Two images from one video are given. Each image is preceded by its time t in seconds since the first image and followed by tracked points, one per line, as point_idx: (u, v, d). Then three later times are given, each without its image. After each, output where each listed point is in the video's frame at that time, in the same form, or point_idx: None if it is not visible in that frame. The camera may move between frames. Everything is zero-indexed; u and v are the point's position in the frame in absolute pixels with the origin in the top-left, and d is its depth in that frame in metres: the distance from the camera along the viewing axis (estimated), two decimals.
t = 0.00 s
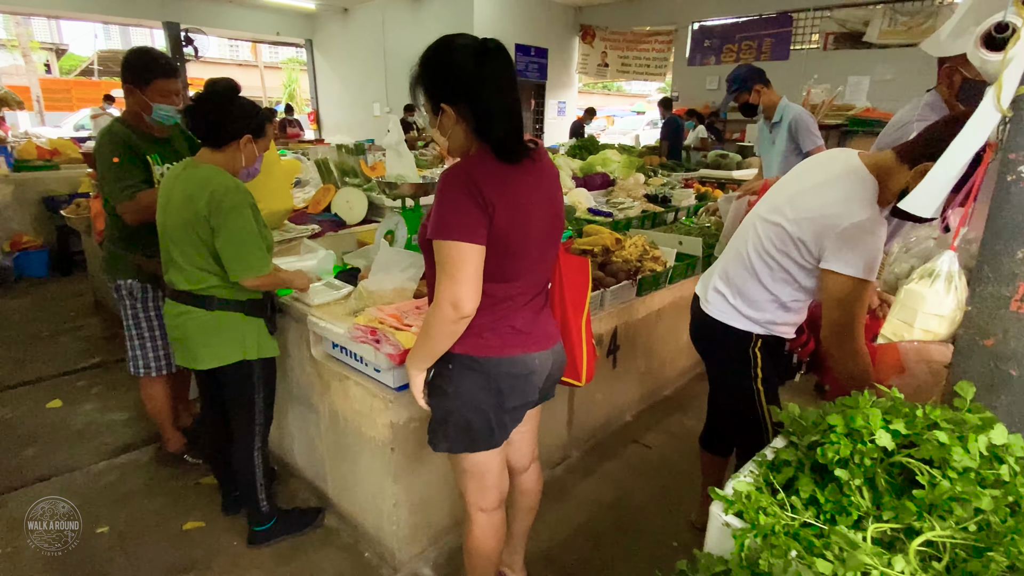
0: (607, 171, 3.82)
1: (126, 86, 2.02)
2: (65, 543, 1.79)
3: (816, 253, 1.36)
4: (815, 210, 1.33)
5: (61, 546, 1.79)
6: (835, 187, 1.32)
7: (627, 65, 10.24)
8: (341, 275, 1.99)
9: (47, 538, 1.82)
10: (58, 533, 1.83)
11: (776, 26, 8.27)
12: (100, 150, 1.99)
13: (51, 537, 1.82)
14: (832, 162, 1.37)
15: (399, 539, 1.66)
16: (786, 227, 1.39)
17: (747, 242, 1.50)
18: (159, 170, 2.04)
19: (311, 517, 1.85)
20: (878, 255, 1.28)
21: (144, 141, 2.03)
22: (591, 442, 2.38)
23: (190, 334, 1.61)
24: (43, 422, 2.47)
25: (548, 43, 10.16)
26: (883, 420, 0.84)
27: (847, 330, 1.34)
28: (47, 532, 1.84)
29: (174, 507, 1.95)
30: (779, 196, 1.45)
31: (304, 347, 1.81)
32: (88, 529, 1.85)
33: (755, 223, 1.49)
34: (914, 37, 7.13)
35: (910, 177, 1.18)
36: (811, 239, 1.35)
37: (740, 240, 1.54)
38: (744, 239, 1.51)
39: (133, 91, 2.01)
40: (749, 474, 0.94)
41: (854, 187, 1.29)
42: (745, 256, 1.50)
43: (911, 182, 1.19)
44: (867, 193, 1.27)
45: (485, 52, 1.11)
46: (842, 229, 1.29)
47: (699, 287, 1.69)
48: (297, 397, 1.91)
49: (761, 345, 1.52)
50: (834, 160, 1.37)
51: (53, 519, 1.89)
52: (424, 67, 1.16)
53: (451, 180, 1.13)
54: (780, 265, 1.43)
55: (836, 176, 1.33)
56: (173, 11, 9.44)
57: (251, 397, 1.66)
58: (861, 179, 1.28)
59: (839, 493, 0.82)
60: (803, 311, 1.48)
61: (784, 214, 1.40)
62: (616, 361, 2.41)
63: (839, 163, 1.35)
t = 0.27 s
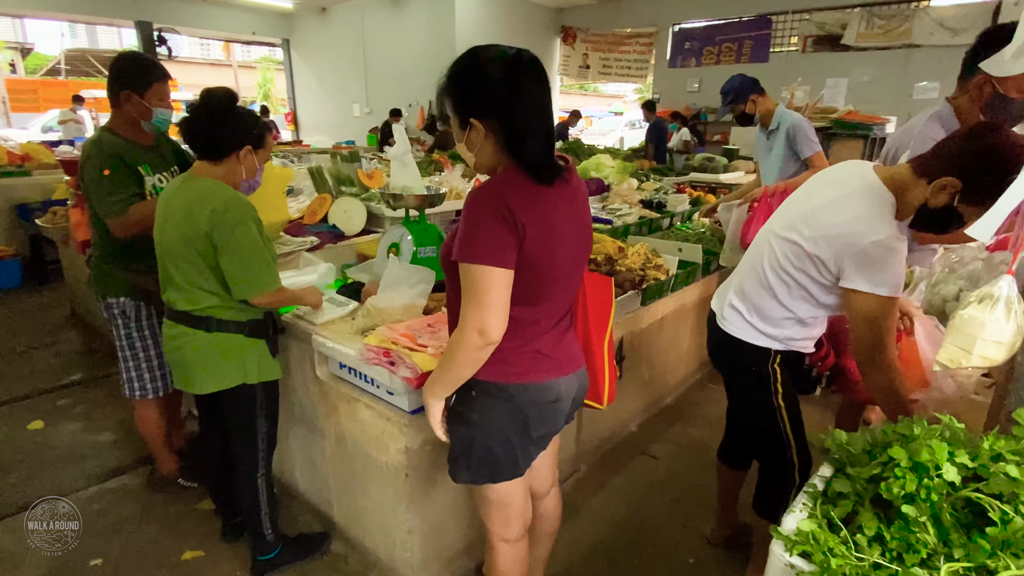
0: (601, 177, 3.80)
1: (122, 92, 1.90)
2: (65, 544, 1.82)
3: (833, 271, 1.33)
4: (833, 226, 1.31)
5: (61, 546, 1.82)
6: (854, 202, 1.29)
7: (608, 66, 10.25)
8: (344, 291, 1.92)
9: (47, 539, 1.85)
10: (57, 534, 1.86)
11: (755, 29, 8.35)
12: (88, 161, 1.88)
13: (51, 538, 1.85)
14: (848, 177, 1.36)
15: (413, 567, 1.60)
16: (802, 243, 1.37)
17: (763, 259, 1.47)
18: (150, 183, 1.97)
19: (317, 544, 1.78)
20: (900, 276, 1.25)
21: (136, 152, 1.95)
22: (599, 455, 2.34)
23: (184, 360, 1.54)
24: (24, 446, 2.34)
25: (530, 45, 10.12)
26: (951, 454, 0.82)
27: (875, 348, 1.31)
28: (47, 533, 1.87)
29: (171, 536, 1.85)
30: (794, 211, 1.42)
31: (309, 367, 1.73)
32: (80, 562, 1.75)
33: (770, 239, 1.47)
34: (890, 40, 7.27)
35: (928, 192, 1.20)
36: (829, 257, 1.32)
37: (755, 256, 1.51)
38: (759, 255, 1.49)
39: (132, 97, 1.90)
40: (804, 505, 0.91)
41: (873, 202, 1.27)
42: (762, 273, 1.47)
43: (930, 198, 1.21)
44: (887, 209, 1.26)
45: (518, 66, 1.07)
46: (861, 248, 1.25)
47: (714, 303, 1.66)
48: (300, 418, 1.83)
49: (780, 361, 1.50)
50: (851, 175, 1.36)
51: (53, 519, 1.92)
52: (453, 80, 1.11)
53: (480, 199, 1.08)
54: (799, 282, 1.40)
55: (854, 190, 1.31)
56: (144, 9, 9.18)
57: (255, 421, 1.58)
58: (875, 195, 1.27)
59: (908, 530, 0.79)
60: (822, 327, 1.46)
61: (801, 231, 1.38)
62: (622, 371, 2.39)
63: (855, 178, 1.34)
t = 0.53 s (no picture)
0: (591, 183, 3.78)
1: (109, 102, 1.80)
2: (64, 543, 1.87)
3: (836, 286, 1.29)
4: (834, 241, 1.27)
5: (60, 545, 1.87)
6: (857, 215, 1.26)
7: (587, 69, 10.33)
8: (341, 309, 1.85)
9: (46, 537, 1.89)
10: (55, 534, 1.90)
11: (733, 31, 8.44)
12: (59, 178, 1.81)
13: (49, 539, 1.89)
14: (851, 190, 1.33)
15: None
16: (805, 258, 1.33)
17: (768, 275, 1.43)
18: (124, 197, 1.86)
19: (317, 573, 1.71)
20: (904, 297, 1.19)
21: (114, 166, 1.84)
22: (600, 468, 2.31)
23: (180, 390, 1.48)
24: None
25: (510, 46, 10.07)
26: (998, 488, 0.81)
27: (885, 369, 1.24)
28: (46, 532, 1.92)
29: (163, 568, 1.77)
30: (798, 227, 1.39)
31: (307, 391, 1.66)
32: None
33: (774, 255, 1.43)
34: (865, 43, 7.40)
35: (933, 205, 1.20)
36: (832, 272, 1.28)
37: (760, 273, 1.48)
38: (764, 271, 1.46)
39: (119, 108, 1.81)
40: (843, 538, 0.90)
41: (875, 215, 1.24)
42: (769, 290, 1.43)
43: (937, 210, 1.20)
44: (892, 223, 1.23)
45: (542, 85, 1.03)
46: (864, 262, 1.21)
47: (722, 320, 1.63)
48: (298, 443, 1.76)
49: (792, 376, 1.47)
50: (853, 189, 1.33)
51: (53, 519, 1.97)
52: (471, 99, 1.07)
53: (498, 224, 1.04)
54: (805, 299, 1.37)
55: (857, 204, 1.28)
56: (112, 7, 8.89)
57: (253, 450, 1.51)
58: (877, 210, 1.25)
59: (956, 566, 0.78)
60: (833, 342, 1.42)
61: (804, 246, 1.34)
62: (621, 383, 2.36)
63: (857, 191, 1.31)
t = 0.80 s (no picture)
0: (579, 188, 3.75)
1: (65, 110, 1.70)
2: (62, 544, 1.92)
3: (842, 297, 1.25)
4: (836, 251, 1.23)
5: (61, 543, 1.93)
6: (861, 225, 1.21)
7: (568, 70, 10.16)
8: (332, 327, 1.79)
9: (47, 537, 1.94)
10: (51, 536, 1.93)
11: (711, 34, 8.49)
12: (17, 193, 1.68)
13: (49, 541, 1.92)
14: (853, 200, 1.29)
15: None
16: (810, 269, 1.29)
17: (773, 288, 1.41)
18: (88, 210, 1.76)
19: None
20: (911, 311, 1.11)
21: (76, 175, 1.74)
22: (597, 482, 2.28)
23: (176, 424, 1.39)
24: None
25: (489, 47, 10.00)
26: None
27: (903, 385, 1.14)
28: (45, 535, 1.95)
29: None
30: (802, 239, 1.35)
31: (298, 414, 1.59)
32: None
33: (778, 267, 1.40)
34: (840, 46, 7.50)
35: (943, 213, 1.13)
36: (839, 281, 1.23)
37: (765, 285, 1.45)
38: (769, 284, 1.43)
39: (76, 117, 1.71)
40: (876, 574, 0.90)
41: (879, 225, 1.20)
42: (773, 303, 1.41)
43: (945, 217, 1.13)
44: (896, 232, 1.18)
45: (542, 101, 0.97)
46: (867, 268, 1.16)
47: (727, 334, 1.60)
48: (287, 468, 1.68)
49: (800, 393, 1.44)
50: (855, 199, 1.28)
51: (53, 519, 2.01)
52: (466, 113, 1.01)
53: (492, 246, 0.98)
54: (812, 312, 1.33)
55: (858, 215, 1.24)
56: (78, 5, 8.61)
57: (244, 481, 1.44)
58: (881, 217, 1.20)
59: None
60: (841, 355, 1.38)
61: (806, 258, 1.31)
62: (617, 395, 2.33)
63: (858, 202, 1.27)
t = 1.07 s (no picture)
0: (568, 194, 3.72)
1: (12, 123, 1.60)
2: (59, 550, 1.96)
3: (859, 317, 1.22)
4: (851, 269, 1.21)
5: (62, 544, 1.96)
6: (878, 244, 1.19)
7: (550, 71, 10.04)
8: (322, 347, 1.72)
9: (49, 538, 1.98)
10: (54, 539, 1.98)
11: (693, 36, 8.54)
12: None
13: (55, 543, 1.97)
14: (867, 216, 1.26)
15: None
16: (825, 288, 1.27)
17: (783, 305, 1.38)
18: (64, 219, 1.59)
19: None
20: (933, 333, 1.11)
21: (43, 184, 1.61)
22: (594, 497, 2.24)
23: (150, 446, 1.35)
24: None
25: (471, 48, 9.93)
26: None
27: (926, 403, 1.14)
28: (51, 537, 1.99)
29: None
30: (814, 255, 1.32)
31: (287, 441, 1.52)
32: None
33: (788, 284, 1.38)
34: (820, 49, 7.58)
35: (971, 228, 1.12)
36: (856, 301, 1.21)
37: (774, 302, 1.42)
38: (778, 301, 1.40)
39: (27, 128, 1.62)
40: None
41: (895, 244, 1.17)
42: (783, 320, 1.38)
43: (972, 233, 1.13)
44: (912, 250, 1.16)
45: (529, 118, 0.91)
46: (889, 291, 1.14)
47: (733, 351, 1.58)
48: (278, 495, 1.62)
49: (810, 413, 1.42)
50: (869, 215, 1.26)
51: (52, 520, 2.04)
52: (453, 132, 0.95)
53: (477, 277, 0.93)
54: (825, 331, 1.31)
55: (874, 232, 1.21)
56: (47, 5, 8.36)
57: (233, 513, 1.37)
58: (897, 234, 1.18)
59: None
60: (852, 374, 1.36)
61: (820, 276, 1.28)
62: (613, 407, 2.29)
63: (873, 218, 1.24)
